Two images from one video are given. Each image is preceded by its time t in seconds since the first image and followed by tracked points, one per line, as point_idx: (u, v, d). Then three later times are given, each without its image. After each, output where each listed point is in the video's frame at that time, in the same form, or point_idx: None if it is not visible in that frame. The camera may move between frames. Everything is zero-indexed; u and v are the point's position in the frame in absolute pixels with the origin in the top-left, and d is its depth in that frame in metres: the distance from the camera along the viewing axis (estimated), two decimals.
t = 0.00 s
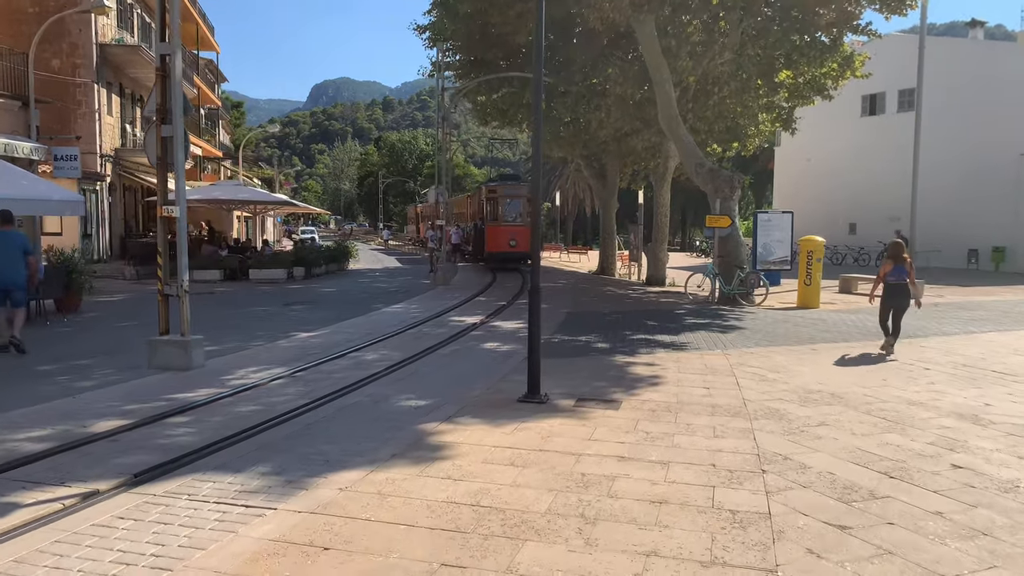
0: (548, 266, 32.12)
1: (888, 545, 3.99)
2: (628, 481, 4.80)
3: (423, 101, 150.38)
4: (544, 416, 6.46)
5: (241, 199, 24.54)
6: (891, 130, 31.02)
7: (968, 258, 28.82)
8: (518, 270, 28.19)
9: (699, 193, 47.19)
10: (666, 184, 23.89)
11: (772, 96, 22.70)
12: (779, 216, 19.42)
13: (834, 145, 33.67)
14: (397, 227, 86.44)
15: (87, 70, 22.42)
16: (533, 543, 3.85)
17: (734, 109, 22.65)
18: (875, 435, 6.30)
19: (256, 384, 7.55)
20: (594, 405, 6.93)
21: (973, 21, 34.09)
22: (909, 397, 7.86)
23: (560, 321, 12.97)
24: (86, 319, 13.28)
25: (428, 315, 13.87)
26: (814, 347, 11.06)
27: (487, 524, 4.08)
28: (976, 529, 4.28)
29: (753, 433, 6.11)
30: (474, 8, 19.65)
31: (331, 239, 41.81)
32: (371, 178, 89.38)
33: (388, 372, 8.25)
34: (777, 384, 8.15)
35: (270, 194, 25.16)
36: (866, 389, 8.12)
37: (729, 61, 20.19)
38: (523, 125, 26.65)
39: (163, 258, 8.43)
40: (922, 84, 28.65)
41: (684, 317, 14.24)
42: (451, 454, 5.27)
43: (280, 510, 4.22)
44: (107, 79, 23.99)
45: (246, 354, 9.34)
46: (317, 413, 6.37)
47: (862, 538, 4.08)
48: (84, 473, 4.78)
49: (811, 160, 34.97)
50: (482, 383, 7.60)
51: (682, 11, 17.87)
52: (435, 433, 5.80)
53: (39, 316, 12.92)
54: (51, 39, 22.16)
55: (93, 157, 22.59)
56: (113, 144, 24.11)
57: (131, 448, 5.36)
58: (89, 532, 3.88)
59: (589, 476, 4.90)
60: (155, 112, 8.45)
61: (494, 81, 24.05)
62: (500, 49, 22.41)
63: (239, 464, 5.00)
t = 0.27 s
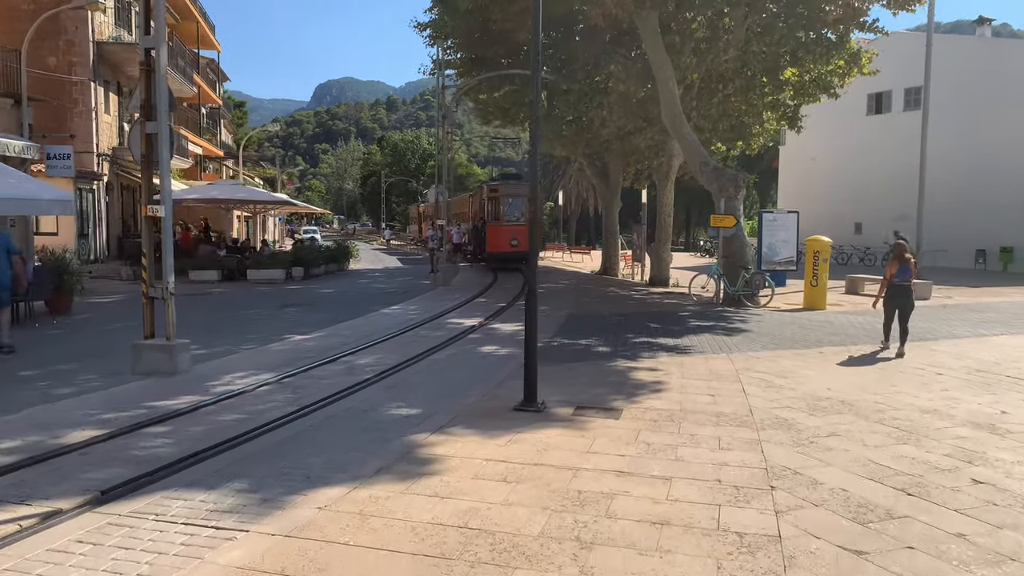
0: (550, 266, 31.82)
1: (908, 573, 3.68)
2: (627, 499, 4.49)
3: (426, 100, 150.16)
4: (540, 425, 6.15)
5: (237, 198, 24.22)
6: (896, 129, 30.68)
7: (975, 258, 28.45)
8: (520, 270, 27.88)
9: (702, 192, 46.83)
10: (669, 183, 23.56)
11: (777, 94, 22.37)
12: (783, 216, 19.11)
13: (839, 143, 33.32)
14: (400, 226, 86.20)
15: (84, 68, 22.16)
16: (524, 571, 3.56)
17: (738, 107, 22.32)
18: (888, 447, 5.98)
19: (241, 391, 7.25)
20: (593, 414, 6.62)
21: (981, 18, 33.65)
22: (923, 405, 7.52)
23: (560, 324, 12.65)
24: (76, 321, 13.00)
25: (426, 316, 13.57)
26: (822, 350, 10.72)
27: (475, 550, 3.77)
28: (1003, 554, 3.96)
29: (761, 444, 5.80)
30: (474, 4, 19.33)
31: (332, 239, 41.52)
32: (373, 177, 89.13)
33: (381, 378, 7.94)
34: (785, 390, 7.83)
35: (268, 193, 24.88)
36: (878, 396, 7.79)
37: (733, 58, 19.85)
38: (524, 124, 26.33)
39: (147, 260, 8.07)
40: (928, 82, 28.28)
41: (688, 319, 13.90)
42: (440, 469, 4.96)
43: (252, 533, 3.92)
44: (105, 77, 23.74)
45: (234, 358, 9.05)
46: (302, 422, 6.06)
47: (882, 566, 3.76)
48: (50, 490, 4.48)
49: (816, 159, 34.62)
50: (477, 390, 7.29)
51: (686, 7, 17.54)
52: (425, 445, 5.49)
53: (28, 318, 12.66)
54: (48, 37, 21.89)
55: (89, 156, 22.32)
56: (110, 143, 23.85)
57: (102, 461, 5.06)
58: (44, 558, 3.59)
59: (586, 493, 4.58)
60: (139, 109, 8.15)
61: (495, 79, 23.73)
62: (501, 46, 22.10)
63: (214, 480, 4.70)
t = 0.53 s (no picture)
0: (553, 267, 31.44)
1: None
2: (621, 522, 4.14)
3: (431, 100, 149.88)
4: (532, 437, 5.79)
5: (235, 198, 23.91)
6: (904, 127, 30.24)
7: (985, 258, 27.98)
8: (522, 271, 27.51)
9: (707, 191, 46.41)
10: (673, 182, 23.18)
11: (783, 92, 21.96)
12: (789, 215, 18.71)
13: (846, 142, 32.90)
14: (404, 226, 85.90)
15: (79, 66, 21.89)
16: None
17: (743, 105, 21.91)
18: (903, 461, 5.61)
19: (221, 399, 6.91)
20: (589, 424, 6.26)
21: (991, 15, 33.18)
22: (938, 414, 7.14)
23: (560, 326, 12.29)
24: (63, 323, 12.70)
25: (423, 318, 13.22)
26: (829, 355, 10.33)
27: None
28: None
29: (766, 459, 5.43)
30: None
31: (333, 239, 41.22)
32: (377, 177, 88.86)
33: (368, 384, 7.60)
34: (792, 398, 7.45)
35: (266, 192, 24.56)
36: (890, 404, 7.42)
37: (738, 54, 19.44)
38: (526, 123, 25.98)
39: (125, 260, 7.75)
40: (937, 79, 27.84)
41: (692, 321, 13.53)
42: (420, 487, 4.61)
43: (208, 561, 3.58)
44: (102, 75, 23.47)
45: (219, 363, 8.71)
46: (280, 434, 5.72)
47: None
48: None
49: (823, 158, 34.19)
50: (468, 399, 6.94)
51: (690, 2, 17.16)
52: (406, 460, 5.14)
53: (14, 320, 12.35)
54: (42, 34, 21.63)
55: (85, 155, 22.05)
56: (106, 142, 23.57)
57: (59, 478, 4.72)
58: None
59: (577, 515, 4.23)
60: (117, 104, 7.82)
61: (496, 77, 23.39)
62: (502, 42, 21.74)
63: (175, 500, 4.36)
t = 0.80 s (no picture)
0: (554, 266, 31.15)
1: None
2: (610, 541, 3.85)
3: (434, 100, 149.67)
4: (521, 445, 5.50)
5: (232, 196, 23.66)
6: (910, 125, 29.88)
7: (992, 257, 27.60)
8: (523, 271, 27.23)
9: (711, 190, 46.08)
10: (675, 181, 22.88)
11: (787, 89, 21.64)
12: (793, 214, 18.39)
13: (852, 141, 32.54)
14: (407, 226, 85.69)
15: (75, 63, 21.69)
16: None
17: (747, 102, 21.60)
18: (912, 471, 5.31)
19: (199, 404, 6.65)
20: (582, 431, 5.96)
21: (998, 11, 32.79)
22: (948, 421, 6.84)
23: (558, 327, 12.00)
24: (51, 323, 12.45)
25: (418, 319, 12.93)
26: (834, 357, 10.03)
27: None
28: None
29: (768, 470, 5.14)
30: None
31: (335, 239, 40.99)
32: (381, 177, 88.66)
33: (355, 389, 7.32)
34: (795, 404, 7.15)
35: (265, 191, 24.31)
36: (897, 410, 7.11)
37: (742, 51, 19.12)
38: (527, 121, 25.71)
39: (103, 260, 7.49)
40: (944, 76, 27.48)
41: (693, 322, 13.23)
42: (398, 501, 4.32)
43: None
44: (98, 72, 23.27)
45: (203, 366, 8.44)
46: (256, 443, 5.45)
47: None
48: None
49: (828, 157, 33.84)
50: (457, 405, 6.66)
51: None
52: (386, 472, 4.86)
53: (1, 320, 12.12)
54: (37, 33, 21.39)
55: (81, 154, 21.83)
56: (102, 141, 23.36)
57: (16, 490, 4.46)
58: None
59: (563, 533, 3.94)
60: (95, 97, 7.53)
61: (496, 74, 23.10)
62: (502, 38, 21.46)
63: (135, 515, 4.09)
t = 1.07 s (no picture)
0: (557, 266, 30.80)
1: None
2: (596, 567, 3.52)
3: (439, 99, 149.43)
4: (508, 456, 5.17)
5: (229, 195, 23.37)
6: (918, 122, 29.42)
7: (1001, 257, 27.13)
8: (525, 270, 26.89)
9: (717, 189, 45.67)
10: (679, 179, 22.51)
11: (793, 85, 21.25)
12: (799, 213, 18.02)
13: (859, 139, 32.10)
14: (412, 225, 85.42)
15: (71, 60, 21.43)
16: None
17: (752, 98, 21.21)
18: (925, 486, 4.96)
19: (174, 410, 6.33)
20: (574, 441, 5.63)
21: (1008, 7, 32.31)
22: (962, 429, 6.48)
23: (556, 329, 11.67)
24: (38, 323, 12.17)
25: (414, 320, 12.61)
26: (841, 360, 9.67)
27: None
28: None
29: (770, 484, 4.80)
30: None
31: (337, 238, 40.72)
32: (385, 176, 88.44)
33: (339, 394, 6.99)
34: (800, 411, 6.80)
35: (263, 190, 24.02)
36: (908, 418, 6.76)
37: (746, 46, 18.74)
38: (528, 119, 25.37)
39: (77, 260, 7.19)
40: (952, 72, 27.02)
41: (696, 323, 12.87)
42: (369, 520, 4.00)
43: None
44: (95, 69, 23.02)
45: (185, 369, 8.13)
46: (226, 454, 5.13)
47: None
48: None
49: (834, 156, 33.40)
50: (444, 412, 6.33)
51: None
52: (360, 487, 4.53)
53: None
54: (34, 27, 21.31)
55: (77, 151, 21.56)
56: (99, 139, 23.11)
57: None
58: None
59: (545, 558, 3.60)
60: (68, 89, 7.21)
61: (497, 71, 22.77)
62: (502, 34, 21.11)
63: (82, 536, 3.78)
